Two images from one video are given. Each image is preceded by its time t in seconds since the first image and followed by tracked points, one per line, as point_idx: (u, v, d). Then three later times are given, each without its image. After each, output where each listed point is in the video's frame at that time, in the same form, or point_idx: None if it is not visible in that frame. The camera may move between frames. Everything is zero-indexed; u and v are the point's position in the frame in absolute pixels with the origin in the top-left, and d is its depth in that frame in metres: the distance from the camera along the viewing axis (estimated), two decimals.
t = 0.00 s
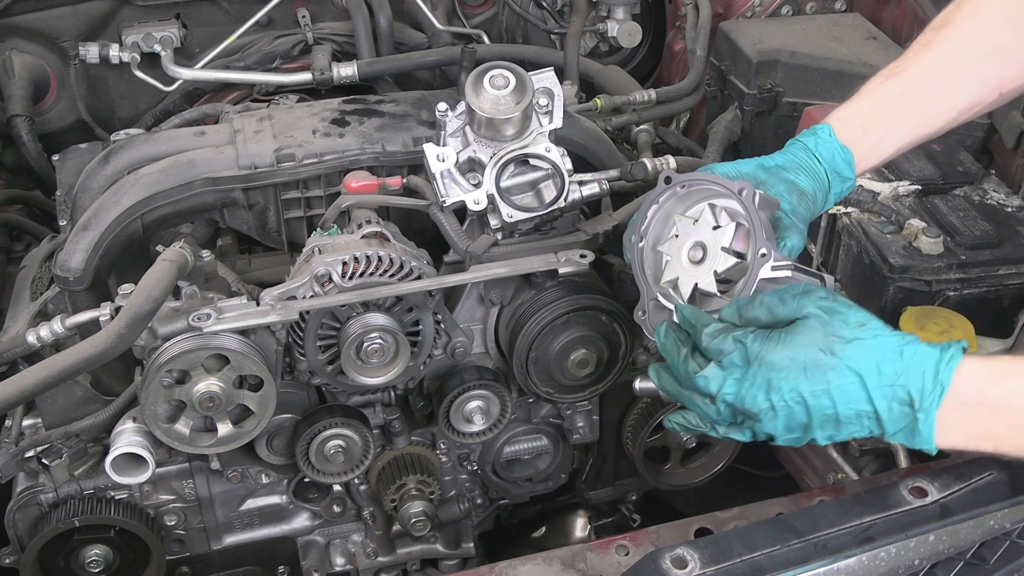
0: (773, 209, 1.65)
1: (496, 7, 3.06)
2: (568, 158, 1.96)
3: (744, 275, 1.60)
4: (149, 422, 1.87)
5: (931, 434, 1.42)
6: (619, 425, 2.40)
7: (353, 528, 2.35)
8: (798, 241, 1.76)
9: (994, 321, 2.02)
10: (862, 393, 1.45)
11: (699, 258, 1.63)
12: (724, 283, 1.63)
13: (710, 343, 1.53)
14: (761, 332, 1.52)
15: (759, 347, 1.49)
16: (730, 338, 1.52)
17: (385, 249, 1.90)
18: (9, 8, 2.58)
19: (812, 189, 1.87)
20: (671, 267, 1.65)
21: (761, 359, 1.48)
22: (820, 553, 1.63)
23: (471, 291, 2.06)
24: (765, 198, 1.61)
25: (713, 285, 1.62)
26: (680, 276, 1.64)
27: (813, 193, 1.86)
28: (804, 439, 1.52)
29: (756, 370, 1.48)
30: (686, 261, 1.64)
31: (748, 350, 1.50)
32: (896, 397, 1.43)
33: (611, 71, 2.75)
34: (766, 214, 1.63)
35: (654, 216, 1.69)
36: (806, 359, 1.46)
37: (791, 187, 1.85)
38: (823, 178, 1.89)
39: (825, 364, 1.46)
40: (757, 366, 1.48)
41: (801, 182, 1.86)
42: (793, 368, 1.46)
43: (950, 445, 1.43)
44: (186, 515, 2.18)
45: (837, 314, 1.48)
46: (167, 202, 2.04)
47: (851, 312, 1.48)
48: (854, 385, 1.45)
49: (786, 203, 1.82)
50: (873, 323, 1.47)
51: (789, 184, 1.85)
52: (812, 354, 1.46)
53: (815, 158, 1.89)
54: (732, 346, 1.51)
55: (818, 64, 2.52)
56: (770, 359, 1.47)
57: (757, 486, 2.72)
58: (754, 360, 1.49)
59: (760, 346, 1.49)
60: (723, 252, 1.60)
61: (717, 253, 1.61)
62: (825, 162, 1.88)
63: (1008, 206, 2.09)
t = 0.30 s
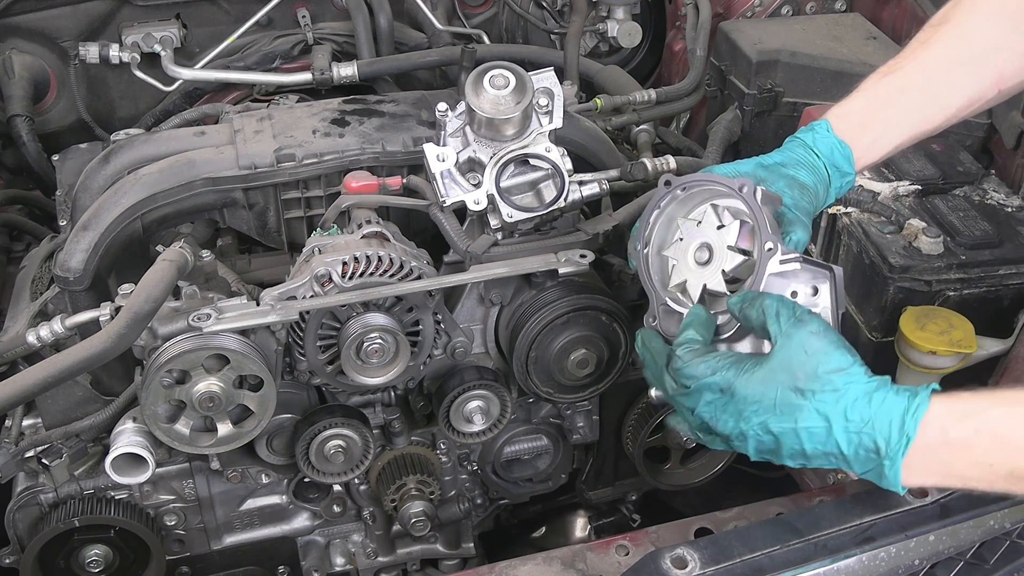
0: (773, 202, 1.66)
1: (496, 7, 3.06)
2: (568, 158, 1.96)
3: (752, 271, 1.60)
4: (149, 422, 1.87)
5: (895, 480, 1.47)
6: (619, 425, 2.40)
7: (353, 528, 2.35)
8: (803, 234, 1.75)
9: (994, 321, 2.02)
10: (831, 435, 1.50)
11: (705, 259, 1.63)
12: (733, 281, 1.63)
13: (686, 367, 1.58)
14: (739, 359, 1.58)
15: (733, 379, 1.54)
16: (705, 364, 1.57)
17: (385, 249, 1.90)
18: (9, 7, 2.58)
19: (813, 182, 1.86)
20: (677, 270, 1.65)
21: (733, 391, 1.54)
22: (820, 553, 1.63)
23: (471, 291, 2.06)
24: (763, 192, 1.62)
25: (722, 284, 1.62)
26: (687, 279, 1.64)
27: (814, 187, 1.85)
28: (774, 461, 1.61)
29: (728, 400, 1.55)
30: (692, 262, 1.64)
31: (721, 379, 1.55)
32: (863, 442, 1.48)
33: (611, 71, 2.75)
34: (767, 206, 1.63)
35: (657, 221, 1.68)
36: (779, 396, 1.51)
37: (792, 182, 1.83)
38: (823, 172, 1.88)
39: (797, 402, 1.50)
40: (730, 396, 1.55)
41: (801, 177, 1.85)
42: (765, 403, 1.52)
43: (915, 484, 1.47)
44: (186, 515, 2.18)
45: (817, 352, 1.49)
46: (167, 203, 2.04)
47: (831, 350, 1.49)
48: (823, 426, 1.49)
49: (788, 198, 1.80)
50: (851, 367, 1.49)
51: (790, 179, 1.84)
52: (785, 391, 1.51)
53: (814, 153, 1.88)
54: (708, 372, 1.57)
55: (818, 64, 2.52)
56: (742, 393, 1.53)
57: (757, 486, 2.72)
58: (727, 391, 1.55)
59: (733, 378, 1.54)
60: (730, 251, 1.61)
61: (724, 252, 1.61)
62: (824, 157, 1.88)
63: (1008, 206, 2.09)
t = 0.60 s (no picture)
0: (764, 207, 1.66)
1: (496, 7, 3.05)
2: (568, 158, 1.96)
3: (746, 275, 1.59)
4: (149, 422, 1.87)
5: (903, 484, 1.53)
6: (620, 425, 2.41)
7: (353, 528, 2.35)
8: (796, 237, 1.73)
9: (994, 321, 2.02)
10: (842, 443, 1.55)
11: (702, 269, 1.66)
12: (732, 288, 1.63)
13: (697, 382, 1.63)
14: (749, 370, 1.60)
15: (745, 395, 1.59)
16: (716, 379, 1.61)
17: (385, 249, 1.90)
18: (8, 7, 2.58)
19: (809, 185, 1.85)
20: (678, 284, 1.68)
21: (746, 405, 1.59)
22: (820, 553, 1.63)
23: (471, 291, 2.06)
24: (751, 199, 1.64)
25: (719, 292, 1.62)
26: (688, 291, 1.67)
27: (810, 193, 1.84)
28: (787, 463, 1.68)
29: (741, 414, 1.60)
30: (691, 274, 1.67)
31: (733, 394, 1.60)
32: (873, 450, 1.53)
33: (611, 71, 2.75)
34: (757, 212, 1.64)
35: (653, 236, 1.71)
36: (790, 409, 1.56)
37: (786, 186, 1.83)
38: (821, 176, 1.87)
39: (808, 414, 1.55)
40: (743, 408, 1.60)
41: (796, 180, 1.85)
42: (777, 416, 1.58)
43: (923, 487, 1.52)
44: (186, 515, 2.18)
45: (828, 368, 1.51)
46: (167, 203, 2.04)
47: (841, 364, 1.51)
48: (833, 435, 1.55)
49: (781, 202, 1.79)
50: (861, 377, 1.52)
51: (785, 184, 1.84)
52: (797, 405, 1.55)
53: (811, 157, 1.89)
54: (720, 386, 1.61)
55: (818, 64, 2.52)
56: (755, 408, 1.58)
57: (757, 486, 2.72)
58: (740, 405, 1.60)
59: (745, 394, 1.58)
60: (723, 258, 1.62)
61: (718, 260, 1.63)
62: (821, 160, 1.88)
63: (1008, 206, 2.09)
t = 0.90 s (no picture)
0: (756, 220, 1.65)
1: (496, 7, 3.05)
2: (568, 158, 1.96)
3: (738, 291, 1.57)
4: (149, 422, 1.87)
5: (912, 480, 1.57)
6: (620, 425, 2.41)
7: (353, 528, 2.35)
8: (793, 255, 1.76)
9: (994, 320, 2.02)
10: (851, 448, 1.58)
11: (695, 289, 1.67)
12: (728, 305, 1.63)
13: (705, 404, 1.65)
14: (754, 388, 1.61)
15: (754, 413, 1.60)
16: (723, 400, 1.63)
17: (385, 249, 1.90)
18: (9, 7, 2.58)
19: (814, 203, 1.87)
20: (674, 304, 1.73)
21: (756, 422, 1.60)
22: (820, 553, 1.63)
23: (471, 291, 2.06)
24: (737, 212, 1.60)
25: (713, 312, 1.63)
26: (685, 311, 1.70)
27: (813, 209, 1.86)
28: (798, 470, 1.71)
29: (751, 431, 1.62)
30: (685, 295, 1.69)
31: (742, 414, 1.61)
32: (881, 451, 1.57)
33: (611, 71, 2.75)
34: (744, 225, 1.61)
35: (644, 260, 1.77)
36: (799, 421, 1.58)
37: (792, 202, 1.85)
38: (830, 189, 1.88)
39: (817, 425, 1.58)
40: (752, 426, 1.61)
41: (803, 198, 1.86)
42: (786, 429, 1.59)
43: (929, 483, 1.56)
44: (186, 515, 2.18)
45: (834, 378, 1.53)
46: (167, 203, 2.04)
47: (844, 372, 1.54)
48: (843, 441, 1.58)
49: (783, 217, 1.81)
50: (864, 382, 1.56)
51: (792, 196, 1.85)
52: (805, 417, 1.57)
53: (822, 169, 1.89)
54: (728, 407, 1.63)
55: (818, 64, 2.51)
56: (765, 423, 1.60)
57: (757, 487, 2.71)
58: (749, 423, 1.62)
59: (754, 412, 1.60)
60: (716, 278, 1.62)
61: (710, 280, 1.63)
62: (834, 172, 1.87)
63: (1008, 206, 2.09)
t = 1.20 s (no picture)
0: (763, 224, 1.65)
1: (496, 7, 3.05)
2: (568, 158, 1.96)
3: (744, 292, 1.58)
4: (149, 422, 1.87)
5: (910, 480, 1.59)
6: (620, 424, 2.41)
7: (353, 528, 2.35)
8: (795, 260, 1.75)
9: (994, 320, 2.01)
10: (851, 449, 1.58)
11: (698, 289, 1.66)
12: (728, 309, 1.63)
13: (705, 407, 1.62)
14: (754, 390, 1.59)
15: (756, 417, 1.58)
16: (724, 402, 1.60)
17: (385, 249, 1.90)
18: (9, 7, 2.58)
19: (821, 210, 1.83)
20: (673, 301, 1.71)
21: (758, 425, 1.58)
22: (819, 553, 1.63)
23: (471, 291, 2.06)
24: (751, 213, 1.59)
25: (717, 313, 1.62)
26: (685, 309, 1.69)
27: (821, 211, 1.83)
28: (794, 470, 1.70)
29: (752, 433, 1.60)
30: (687, 294, 1.68)
31: (743, 417, 1.59)
32: (881, 452, 1.57)
33: (611, 71, 2.75)
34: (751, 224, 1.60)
35: (645, 258, 1.77)
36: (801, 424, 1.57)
37: (801, 207, 1.81)
38: (838, 194, 1.85)
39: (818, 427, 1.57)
40: (753, 429, 1.59)
41: (813, 204, 1.82)
42: (787, 431, 1.58)
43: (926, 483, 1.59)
44: (186, 515, 2.18)
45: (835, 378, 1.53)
46: (167, 203, 2.04)
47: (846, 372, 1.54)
48: (843, 443, 1.58)
49: (790, 221, 1.78)
50: (864, 383, 1.57)
51: (803, 197, 1.81)
52: (807, 419, 1.56)
53: (835, 171, 1.84)
54: (729, 410, 1.60)
55: (818, 64, 2.51)
56: (767, 426, 1.58)
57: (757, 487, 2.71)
58: (751, 426, 1.59)
59: (756, 416, 1.57)
60: (720, 280, 1.62)
61: (714, 281, 1.63)
62: (843, 178, 1.84)
63: (1008, 206, 2.09)
